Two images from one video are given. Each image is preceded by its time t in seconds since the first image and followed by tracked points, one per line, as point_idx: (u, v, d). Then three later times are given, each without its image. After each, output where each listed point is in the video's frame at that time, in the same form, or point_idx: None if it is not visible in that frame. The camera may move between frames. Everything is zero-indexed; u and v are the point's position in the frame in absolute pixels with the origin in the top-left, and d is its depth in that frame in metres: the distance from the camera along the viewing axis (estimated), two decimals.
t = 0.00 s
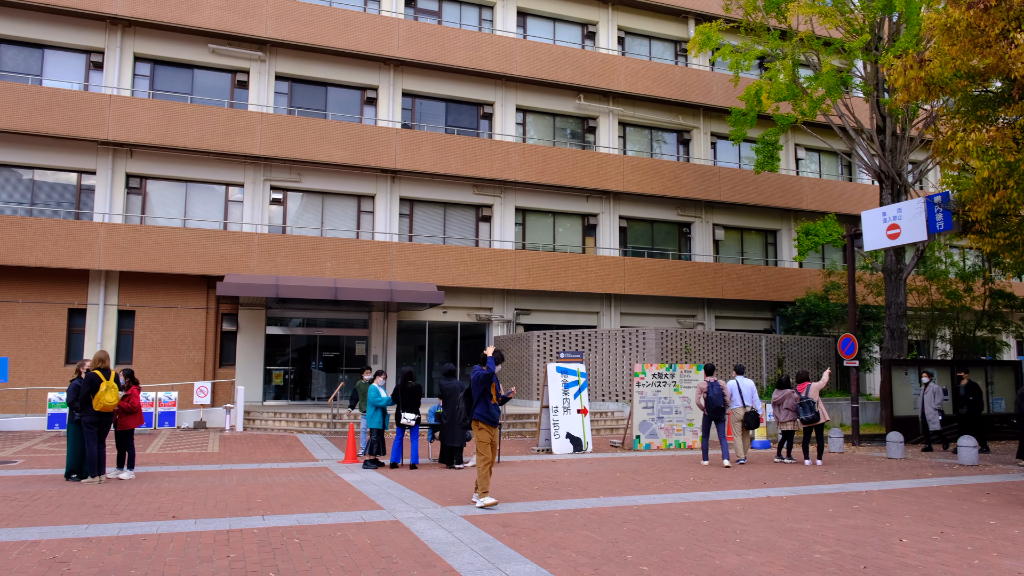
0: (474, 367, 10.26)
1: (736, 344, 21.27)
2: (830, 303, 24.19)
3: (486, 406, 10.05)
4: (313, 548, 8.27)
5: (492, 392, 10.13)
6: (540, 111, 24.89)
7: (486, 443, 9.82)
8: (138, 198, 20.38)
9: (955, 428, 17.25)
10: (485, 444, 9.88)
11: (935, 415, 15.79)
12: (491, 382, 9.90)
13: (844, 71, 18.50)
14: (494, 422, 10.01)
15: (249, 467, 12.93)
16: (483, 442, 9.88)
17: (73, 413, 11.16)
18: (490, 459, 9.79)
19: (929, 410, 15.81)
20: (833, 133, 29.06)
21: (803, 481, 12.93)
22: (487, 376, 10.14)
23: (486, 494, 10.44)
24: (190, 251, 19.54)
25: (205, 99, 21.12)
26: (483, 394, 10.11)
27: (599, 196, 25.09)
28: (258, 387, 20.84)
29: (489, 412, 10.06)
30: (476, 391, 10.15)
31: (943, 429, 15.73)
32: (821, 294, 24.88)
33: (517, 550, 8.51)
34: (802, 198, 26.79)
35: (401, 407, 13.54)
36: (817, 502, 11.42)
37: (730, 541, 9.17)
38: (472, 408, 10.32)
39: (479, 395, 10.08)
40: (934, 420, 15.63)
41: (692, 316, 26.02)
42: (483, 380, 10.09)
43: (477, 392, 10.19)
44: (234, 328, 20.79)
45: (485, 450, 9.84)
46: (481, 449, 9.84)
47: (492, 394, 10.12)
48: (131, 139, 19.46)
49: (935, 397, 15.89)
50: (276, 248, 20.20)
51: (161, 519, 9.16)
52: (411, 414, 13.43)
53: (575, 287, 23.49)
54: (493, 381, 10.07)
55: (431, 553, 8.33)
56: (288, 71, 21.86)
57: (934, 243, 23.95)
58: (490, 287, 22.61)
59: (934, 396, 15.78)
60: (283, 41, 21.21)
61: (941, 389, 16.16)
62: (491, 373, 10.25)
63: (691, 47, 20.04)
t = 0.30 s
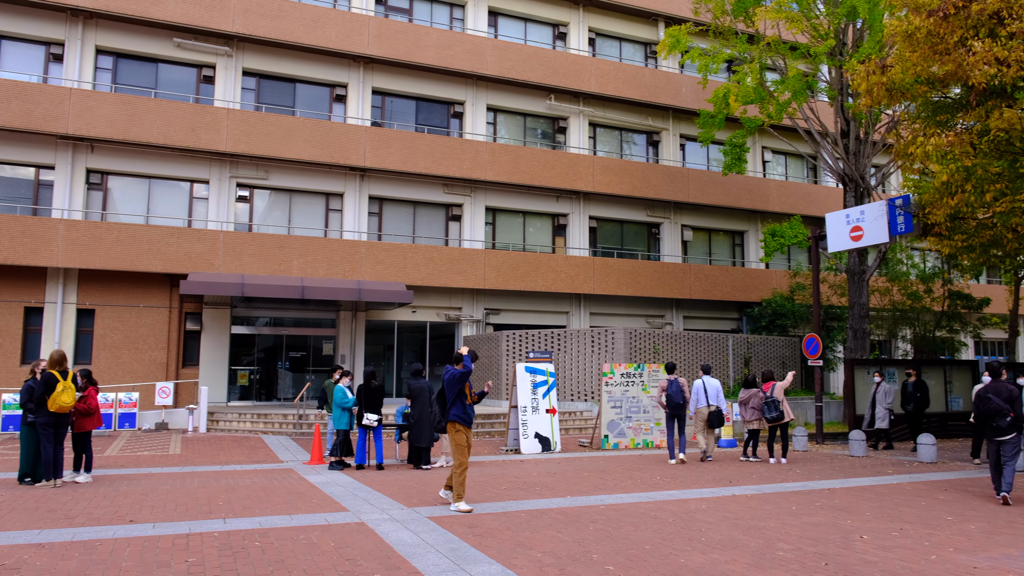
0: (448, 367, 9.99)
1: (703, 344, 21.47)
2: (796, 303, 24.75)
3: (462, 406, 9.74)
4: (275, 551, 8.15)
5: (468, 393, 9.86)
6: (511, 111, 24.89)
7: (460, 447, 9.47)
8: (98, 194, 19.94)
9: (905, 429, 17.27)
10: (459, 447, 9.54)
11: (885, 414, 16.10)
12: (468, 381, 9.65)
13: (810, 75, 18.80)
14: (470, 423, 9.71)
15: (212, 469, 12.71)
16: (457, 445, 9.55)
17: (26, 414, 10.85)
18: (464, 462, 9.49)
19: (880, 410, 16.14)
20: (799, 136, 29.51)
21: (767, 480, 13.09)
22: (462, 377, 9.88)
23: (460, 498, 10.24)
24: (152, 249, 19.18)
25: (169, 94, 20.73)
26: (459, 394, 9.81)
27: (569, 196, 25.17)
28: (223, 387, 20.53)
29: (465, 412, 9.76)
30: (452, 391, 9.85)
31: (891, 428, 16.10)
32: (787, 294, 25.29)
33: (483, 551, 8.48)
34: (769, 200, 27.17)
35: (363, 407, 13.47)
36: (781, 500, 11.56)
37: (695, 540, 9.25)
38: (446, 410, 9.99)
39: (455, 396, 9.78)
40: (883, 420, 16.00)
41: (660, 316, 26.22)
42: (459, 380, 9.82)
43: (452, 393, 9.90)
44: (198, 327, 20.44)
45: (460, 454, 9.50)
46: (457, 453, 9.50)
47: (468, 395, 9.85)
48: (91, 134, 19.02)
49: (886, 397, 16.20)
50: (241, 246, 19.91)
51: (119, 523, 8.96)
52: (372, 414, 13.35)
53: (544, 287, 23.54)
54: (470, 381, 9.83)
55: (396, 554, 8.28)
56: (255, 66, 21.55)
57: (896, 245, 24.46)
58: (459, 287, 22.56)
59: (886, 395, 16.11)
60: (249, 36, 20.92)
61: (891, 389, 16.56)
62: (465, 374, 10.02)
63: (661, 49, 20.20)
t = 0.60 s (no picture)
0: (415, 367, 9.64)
1: (664, 344, 21.63)
2: (756, 303, 25.26)
3: (431, 407, 9.47)
4: (227, 555, 7.96)
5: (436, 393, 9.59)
6: (475, 109, 24.80)
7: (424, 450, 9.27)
8: (47, 188, 19.30)
9: (849, 430, 17.20)
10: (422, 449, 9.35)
11: (828, 414, 16.44)
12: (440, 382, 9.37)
13: (770, 79, 19.09)
14: (438, 424, 9.49)
15: (164, 472, 12.39)
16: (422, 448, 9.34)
17: None
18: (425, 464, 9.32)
19: (824, 409, 16.46)
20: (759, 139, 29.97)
21: (727, 478, 13.22)
22: (431, 377, 9.57)
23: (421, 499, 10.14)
24: (104, 245, 18.65)
25: (122, 86, 20.18)
26: (427, 395, 9.51)
27: (532, 196, 25.18)
28: (178, 387, 20.07)
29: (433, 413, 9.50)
30: (419, 392, 9.51)
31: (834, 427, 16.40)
32: (746, 295, 25.72)
33: (441, 553, 8.40)
34: (729, 201, 27.53)
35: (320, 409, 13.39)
36: (739, 498, 11.69)
37: (653, 538, 9.29)
38: (411, 411, 9.66)
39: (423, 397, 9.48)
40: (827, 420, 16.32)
41: (623, 316, 26.40)
42: (428, 380, 9.50)
43: (418, 394, 9.57)
44: (151, 326, 19.98)
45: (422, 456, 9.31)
46: (421, 456, 9.29)
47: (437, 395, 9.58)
48: (39, 125, 18.42)
49: (830, 396, 16.50)
50: (197, 243, 19.48)
51: (62, 529, 8.66)
52: (328, 415, 13.23)
53: (507, 287, 23.51)
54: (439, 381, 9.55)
55: (351, 557, 8.14)
56: (213, 59, 21.10)
57: (852, 247, 24.99)
58: (421, 286, 22.41)
59: (830, 394, 16.37)
60: (207, 28, 20.48)
61: (836, 389, 16.74)
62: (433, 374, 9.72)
63: (624, 50, 20.34)
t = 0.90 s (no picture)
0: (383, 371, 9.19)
1: (623, 345, 21.81)
2: (714, 305, 25.46)
3: (399, 413, 9.09)
4: (172, 560, 7.78)
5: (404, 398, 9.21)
6: (437, 109, 24.71)
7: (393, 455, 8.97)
8: None
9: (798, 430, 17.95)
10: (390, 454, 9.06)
11: (774, 414, 16.48)
12: (411, 391, 9.00)
13: (729, 83, 19.33)
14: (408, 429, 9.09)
15: (112, 474, 12.09)
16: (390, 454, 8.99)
17: None
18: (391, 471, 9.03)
19: (771, 409, 16.49)
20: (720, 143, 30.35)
21: (682, 479, 13.32)
22: (399, 383, 9.14)
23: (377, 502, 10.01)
24: (54, 241, 18.16)
25: (74, 78, 19.67)
26: (396, 401, 9.11)
27: (494, 196, 25.18)
28: (129, 388, 19.68)
29: (401, 418, 9.16)
30: (386, 398, 9.09)
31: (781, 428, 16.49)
32: (706, 297, 26.08)
33: (394, 556, 8.32)
34: (690, 204, 27.86)
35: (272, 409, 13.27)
36: (694, 499, 11.79)
37: (608, 540, 9.29)
38: (378, 415, 9.26)
39: (391, 403, 9.07)
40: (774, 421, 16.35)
41: (584, 317, 26.53)
42: (397, 387, 9.07)
43: (385, 399, 9.16)
44: (102, 325, 19.52)
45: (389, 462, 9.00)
46: (388, 462, 9.00)
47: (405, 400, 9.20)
48: None
49: (776, 397, 16.62)
50: (151, 241, 19.09)
51: None
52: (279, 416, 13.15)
53: (468, 287, 23.48)
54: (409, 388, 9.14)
55: (301, 561, 8.01)
56: (168, 53, 20.69)
57: (808, 250, 25.44)
58: (382, 286, 22.28)
59: (775, 395, 16.43)
60: (162, 20, 20.08)
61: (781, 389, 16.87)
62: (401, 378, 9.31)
63: (587, 52, 20.44)
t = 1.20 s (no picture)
0: (349, 370, 8.96)
1: (581, 348, 22.04)
2: (672, 309, 25.84)
3: (367, 411, 8.93)
4: (108, 565, 7.54)
5: (371, 395, 9.03)
6: (398, 107, 24.57)
7: (369, 454, 8.76)
8: None
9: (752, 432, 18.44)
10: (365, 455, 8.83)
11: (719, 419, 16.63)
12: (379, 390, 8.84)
13: (689, 89, 19.62)
14: (376, 427, 8.97)
15: (51, 477, 11.70)
16: (365, 453, 8.83)
17: None
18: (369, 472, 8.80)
19: (715, 414, 16.64)
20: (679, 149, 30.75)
21: (636, 480, 13.40)
22: (367, 381, 8.93)
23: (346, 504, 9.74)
24: None
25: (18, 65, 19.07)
26: (363, 399, 8.93)
27: (454, 197, 25.12)
28: (73, 387, 19.17)
29: (369, 416, 9.00)
30: (353, 397, 8.89)
31: (730, 433, 16.61)
32: (664, 301, 26.41)
33: (341, 559, 8.18)
34: (649, 209, 28.18)
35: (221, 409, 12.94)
36: (646, 500, 11.86)
37: (559, 541, 9.28)
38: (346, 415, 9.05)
39: (359, 403, 8.88)
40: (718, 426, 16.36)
41: (543, 319, 26.61)
42: (365, 385, 8.87)
43: (352, 398, 8.95)
44: (44, 322, 18.92)
45: (367, 462, 8.77)
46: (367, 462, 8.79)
47: (371, 398, 9.03)
48: None
49: (719, 401, 16.71)
50: (99, 236, 18.60)
51: None
52: (229, 415, 12.81)
53: (427, 287, 23.41)
54: (376, 386, 8.97)
55: (246, 565, 7.82)
56: (119, 43, 20.20)
57: (764, 256, 25.89)
58: (338, 285, 22.09)
59: (719, 399, 16.57)
60: (113, 9, 19.61)
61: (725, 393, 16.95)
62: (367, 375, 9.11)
63: (549, 55, 20.55)
